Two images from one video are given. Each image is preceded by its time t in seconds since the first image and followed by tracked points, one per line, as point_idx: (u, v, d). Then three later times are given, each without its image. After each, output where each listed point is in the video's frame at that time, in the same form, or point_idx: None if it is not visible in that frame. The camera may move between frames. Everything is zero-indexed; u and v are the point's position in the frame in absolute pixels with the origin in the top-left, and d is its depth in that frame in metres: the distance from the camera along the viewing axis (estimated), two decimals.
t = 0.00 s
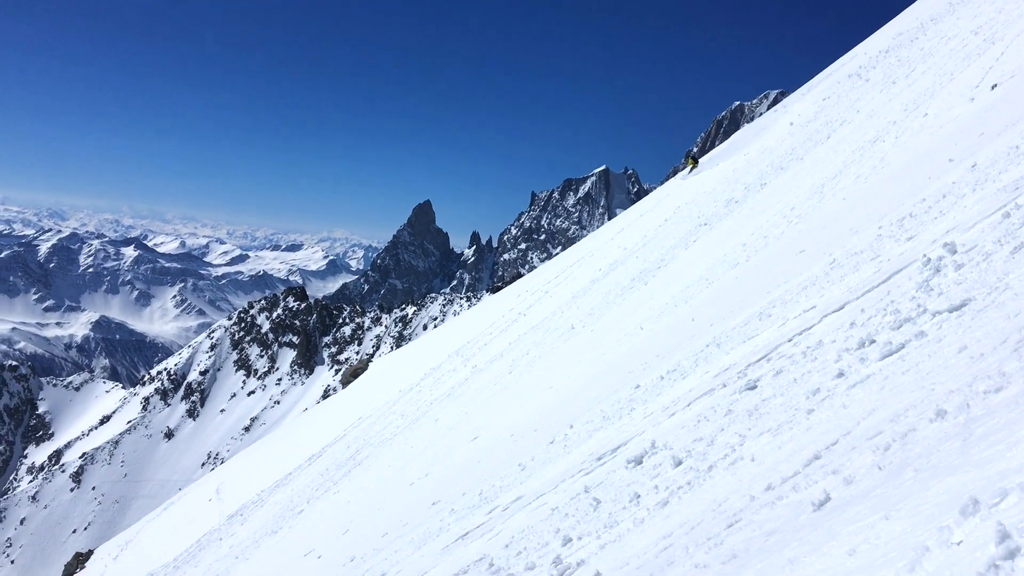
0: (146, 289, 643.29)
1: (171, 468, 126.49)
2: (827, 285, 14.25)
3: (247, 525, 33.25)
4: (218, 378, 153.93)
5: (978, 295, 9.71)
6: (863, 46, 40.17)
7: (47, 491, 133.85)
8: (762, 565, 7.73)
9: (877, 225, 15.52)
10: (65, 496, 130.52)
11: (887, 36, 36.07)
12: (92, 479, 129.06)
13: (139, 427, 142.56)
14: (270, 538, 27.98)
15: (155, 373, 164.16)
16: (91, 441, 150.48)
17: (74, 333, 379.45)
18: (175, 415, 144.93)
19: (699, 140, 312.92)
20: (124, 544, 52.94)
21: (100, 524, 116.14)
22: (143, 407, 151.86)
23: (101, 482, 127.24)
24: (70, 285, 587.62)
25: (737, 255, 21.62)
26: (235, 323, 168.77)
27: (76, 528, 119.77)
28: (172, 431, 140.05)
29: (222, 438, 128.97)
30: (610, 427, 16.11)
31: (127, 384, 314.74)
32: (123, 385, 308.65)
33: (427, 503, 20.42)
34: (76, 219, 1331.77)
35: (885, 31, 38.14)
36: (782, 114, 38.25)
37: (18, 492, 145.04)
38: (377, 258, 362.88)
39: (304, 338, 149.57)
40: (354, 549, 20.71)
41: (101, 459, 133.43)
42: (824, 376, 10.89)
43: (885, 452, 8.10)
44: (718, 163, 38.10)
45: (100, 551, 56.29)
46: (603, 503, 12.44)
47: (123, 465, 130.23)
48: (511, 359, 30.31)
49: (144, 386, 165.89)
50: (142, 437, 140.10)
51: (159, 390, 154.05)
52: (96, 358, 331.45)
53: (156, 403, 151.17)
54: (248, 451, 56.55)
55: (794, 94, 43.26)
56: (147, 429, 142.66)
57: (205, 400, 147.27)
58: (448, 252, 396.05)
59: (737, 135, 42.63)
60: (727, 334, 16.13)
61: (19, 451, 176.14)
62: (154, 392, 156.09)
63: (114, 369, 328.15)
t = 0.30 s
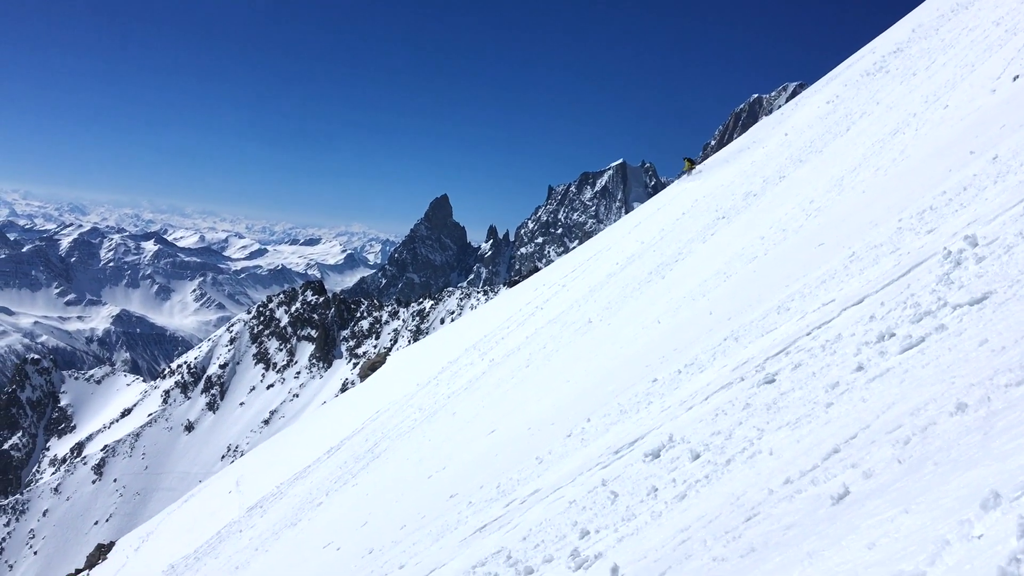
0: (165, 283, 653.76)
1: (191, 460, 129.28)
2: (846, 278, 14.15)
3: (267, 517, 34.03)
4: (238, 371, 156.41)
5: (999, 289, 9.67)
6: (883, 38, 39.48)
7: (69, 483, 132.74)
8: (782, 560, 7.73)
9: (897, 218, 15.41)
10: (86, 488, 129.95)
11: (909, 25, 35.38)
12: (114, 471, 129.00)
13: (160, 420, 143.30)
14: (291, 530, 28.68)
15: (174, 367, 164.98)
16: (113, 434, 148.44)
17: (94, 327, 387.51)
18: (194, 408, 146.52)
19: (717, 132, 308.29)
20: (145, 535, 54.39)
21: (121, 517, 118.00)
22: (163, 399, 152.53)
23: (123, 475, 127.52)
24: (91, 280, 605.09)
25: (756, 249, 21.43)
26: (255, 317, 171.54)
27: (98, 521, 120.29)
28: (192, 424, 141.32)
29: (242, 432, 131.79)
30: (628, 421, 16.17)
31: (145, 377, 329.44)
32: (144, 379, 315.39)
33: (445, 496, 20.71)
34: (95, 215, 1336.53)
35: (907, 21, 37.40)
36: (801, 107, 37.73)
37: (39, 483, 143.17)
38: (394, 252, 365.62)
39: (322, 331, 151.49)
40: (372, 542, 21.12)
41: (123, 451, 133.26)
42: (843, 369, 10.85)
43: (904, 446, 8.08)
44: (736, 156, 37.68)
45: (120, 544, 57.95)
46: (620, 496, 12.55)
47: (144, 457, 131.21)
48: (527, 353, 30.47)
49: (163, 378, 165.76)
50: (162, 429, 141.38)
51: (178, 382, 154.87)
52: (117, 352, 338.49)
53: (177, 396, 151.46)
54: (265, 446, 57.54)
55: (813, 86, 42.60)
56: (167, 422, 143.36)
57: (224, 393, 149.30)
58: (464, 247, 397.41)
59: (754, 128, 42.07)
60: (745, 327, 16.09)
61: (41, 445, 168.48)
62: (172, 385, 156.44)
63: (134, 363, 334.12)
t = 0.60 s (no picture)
0: (180, 284, 663.32)
1: (205, 460, 130.96)
2: (860, 279, 14.10)
3: (280, 516, 34.56)
4: (251, 371, 158.07)
5: (1015, 290, 9.61)
6: (898, 36, 38.96)
7: (84, 482, 133.87)
8: (795, 561, 7.71)
9: (912, 218, 15.28)
10: (101, 488, 131.29)
11: (925, 23, 34.89)
12: (128, 471, 130.20)
13: (174, 420, 144.71)
14: (305, 529, 29.11)
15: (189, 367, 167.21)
16: (128, 433, 149.95)
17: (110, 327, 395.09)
18: (208, 409, 148.04)
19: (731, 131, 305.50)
20: (161, 534, 55.36)
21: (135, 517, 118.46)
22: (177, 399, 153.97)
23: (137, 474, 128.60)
24: (108, 281, 617.60)
25: (769, 250, 21.25)
26: (268, 318, 173.37)
27: (114, 520, 121.27)
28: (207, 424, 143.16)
29: (254, 432, 133.48)
30: (640, 421, 16.20)
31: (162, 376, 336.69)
32: (159, 379, 320.60)
33: (458, 496, 20.86)
34: (110, 215, 1332.39)
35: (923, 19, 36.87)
36: (813, 107, 37.44)
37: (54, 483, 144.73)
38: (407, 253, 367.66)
39: (335, 332, 152.75)
40: (385, 541, 21.37)
41: (137, 451, 134.84)
42: (856, 370, 10.80)
43: (918, 447, 8.04)
44: (748, 156, 37.39)
45: (136, 542, 59.11)
46: (633, 497, 12.59)
47: (158, 457, 132.44)
48: (539, 354, 30.54)
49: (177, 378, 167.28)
50: (176, 429, 143.00)
51: (193, 383, 156.59)
52: (132, 353, 343.62)
53: (190, 396, 153.24)
54: (278, 446, 58.29)
55: (827, 85, 42.13)
56: (181, 422, 144.98)
57: (238, 393, 151.06)
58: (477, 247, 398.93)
59: (767, 128, 41.72)
60: (759, 328, 15.99)
61: (56, 444, 170.52)
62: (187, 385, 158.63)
63: (149, 363, 339.04)
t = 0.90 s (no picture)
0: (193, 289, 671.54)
1: (218, 464, 132.18)
2: (873, 283, 14.05)
3: (292, 520, 34.90)
4: (264, 375, 159.63)
5: None
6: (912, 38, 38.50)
7: (98, 486, 134.83)
8: (808, 568, 7.64)
9: (925, 222, 15.17)
10: (114, 491, 132.01)
11: (939, 25, 34.46)
12: (141, 475, 131.59)
13: (187, 424, 146.39)
14: (317, 533, 29.35)
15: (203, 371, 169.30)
16: (142, 437, 151.63)
17: (124, 331, 400.80)
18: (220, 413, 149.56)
19: (743, 135, 303.05)
20: (174, 538, 56.01)
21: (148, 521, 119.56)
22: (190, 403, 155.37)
23: (150, 478, 129.94)
24: (123, 286, 627.42)
25: (781, 254, 21.11)
26: (281, 322, 175.06)
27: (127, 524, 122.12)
28: (219, 428, 144.93)
29: (267, 436, 134.81)
30: (652, 425, 16.17)
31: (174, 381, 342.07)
32: (172, 382, 324.73)
33: (470, 500, 20.95)
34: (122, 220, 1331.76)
35: (937, 21, 36.43)
36: (825, 111, 37.21)
37: (68, 486, 146.32)
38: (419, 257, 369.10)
39: (347, 336, 153.83)
40: (397, 545, 21.54)
41: (150, 454, 136.28)
42: (869, 374, 10.72)
43: (933, 451, 7.99)
44: (761, 160, 37.14)
45: (148, 547, 59.87)
46: (645, 501, 12.59)
47: (171, 461, 133.92)
48: (551, 358, 30.59)
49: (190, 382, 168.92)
50: (189, 433, 144.41)
51: (205, 387, 158.23)
52: (144, 357, 348.51)
53: (203, 399, 154.99)
54: (290, 451, 58.79)
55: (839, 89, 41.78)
56: (195, 426, 146.88)
57: (250, 397, 152.53)
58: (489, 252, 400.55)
59: (778, 132, 41.40)
60: (771, 332, 15.91)
61: (70, 449, 172.45)
62: (200, 389, 160.36)
63: (163, 367, 343.39)
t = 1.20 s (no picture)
0: (210, 294, 681.96)
1: (235, 468, 133.97)
2: (890, 284, 13.93)
3: (309, 524, 35.33)
4: (280, 378, 161.63)
5: None
6: (929, 36, 37.87)
7: (115, 490, 136.90)
8: (826, 570, 7.60)
9: (942, 222, 15.03)
10: (132, 495, 134.11)
11: (958, 21, 33.83)
12: (159, 479, 133.74)
13: (204, 428, 148.53)
14: (334, 536, 29.66)
15: (220, 375, 171.69)
16: (160, 441, 154.09)
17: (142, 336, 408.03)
18: (237, 416, 151.56)
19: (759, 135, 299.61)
20: (191, 542, 56.83)
21: (166, 524, 121.56)
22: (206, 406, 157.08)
23: (168, 482, 131.95)
24: (141, 291, 638.95)
25: (797, 255, 20.93)
26: (297, 326, 177.10)
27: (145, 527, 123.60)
28: (236, 432, 146.98)
29: (283, 440, 136.36)
30: (668, 428, 16.15)
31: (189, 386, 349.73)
32: (189, 386, 329.85)
33: (486, 504, 21.04)
34: (139, 225, 1332.15)
35: (956, 17, 35.79)
36: (840, 111, 36.77)
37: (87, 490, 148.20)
38: (433, 261, 369.90)
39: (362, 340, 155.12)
40: (413, 549, 21.66)
41: (168, 458, 138.46)
42: (886, 376, 10.63)
43: (952, 454, 7.91)
44: (776, 161, 36.76)
45: (166, 549, 60.97)
46: (661, 504, 12.58)
47: (188, 464, 136.06)
48: (565, 361, 30.62)
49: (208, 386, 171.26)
50: (205, 437, 146.41)
51: (222, 392, 160.35)
52: (162, 362, 354.31)
53: (220, 403, 157.14)
54: (304, 455, 59.34)
55: (855, 88, 41.23)
56: (212, 429, 149.00)
57: (266, 401, 154.50)
58: (503, 255, 401.29)
59: (792, 133, 40.91)
60: (787, 334, 15.81)
61: (88, 452, 173.68)
62: (217, 392, 162.56)
63: (180, 371, 348.48)
